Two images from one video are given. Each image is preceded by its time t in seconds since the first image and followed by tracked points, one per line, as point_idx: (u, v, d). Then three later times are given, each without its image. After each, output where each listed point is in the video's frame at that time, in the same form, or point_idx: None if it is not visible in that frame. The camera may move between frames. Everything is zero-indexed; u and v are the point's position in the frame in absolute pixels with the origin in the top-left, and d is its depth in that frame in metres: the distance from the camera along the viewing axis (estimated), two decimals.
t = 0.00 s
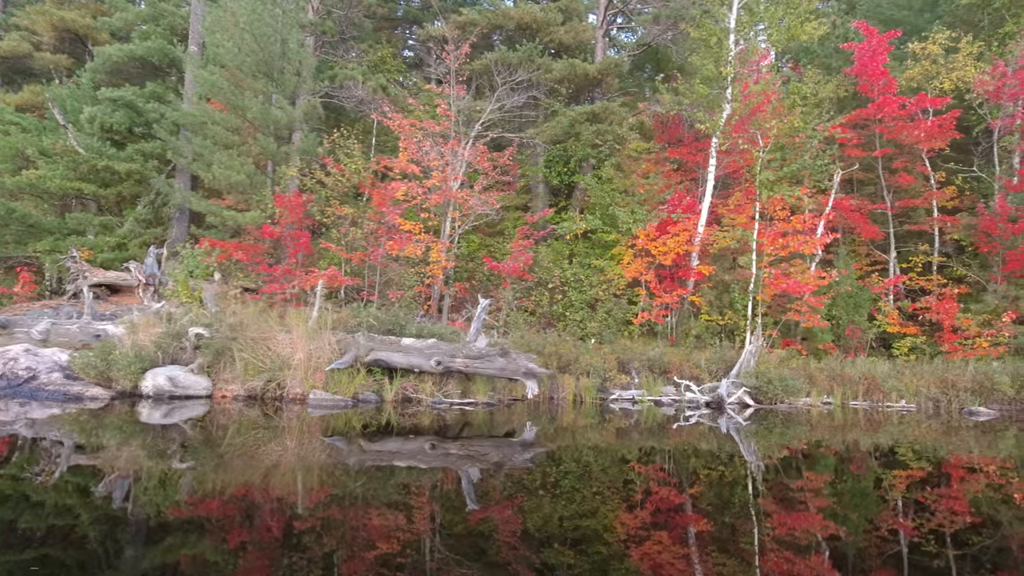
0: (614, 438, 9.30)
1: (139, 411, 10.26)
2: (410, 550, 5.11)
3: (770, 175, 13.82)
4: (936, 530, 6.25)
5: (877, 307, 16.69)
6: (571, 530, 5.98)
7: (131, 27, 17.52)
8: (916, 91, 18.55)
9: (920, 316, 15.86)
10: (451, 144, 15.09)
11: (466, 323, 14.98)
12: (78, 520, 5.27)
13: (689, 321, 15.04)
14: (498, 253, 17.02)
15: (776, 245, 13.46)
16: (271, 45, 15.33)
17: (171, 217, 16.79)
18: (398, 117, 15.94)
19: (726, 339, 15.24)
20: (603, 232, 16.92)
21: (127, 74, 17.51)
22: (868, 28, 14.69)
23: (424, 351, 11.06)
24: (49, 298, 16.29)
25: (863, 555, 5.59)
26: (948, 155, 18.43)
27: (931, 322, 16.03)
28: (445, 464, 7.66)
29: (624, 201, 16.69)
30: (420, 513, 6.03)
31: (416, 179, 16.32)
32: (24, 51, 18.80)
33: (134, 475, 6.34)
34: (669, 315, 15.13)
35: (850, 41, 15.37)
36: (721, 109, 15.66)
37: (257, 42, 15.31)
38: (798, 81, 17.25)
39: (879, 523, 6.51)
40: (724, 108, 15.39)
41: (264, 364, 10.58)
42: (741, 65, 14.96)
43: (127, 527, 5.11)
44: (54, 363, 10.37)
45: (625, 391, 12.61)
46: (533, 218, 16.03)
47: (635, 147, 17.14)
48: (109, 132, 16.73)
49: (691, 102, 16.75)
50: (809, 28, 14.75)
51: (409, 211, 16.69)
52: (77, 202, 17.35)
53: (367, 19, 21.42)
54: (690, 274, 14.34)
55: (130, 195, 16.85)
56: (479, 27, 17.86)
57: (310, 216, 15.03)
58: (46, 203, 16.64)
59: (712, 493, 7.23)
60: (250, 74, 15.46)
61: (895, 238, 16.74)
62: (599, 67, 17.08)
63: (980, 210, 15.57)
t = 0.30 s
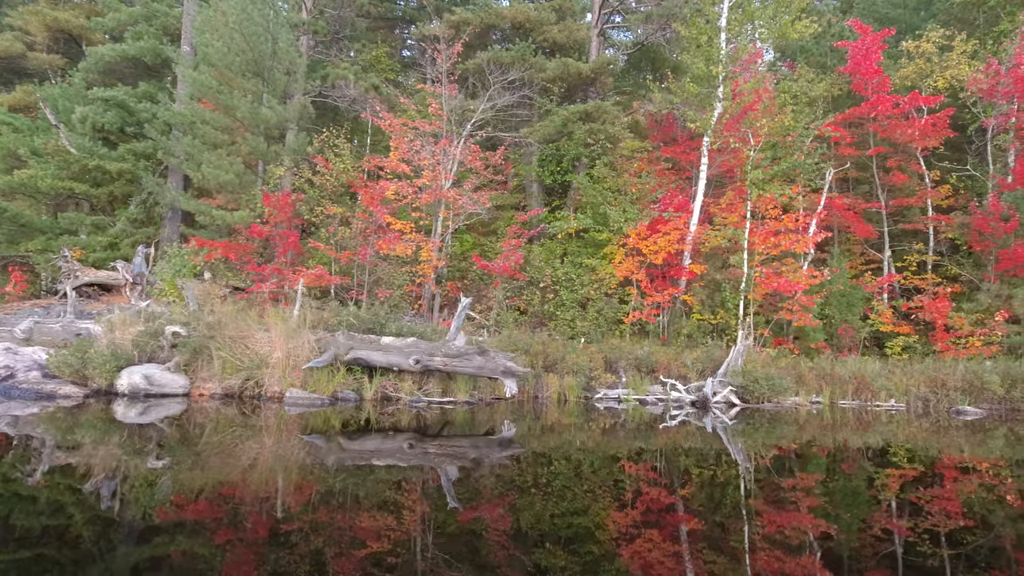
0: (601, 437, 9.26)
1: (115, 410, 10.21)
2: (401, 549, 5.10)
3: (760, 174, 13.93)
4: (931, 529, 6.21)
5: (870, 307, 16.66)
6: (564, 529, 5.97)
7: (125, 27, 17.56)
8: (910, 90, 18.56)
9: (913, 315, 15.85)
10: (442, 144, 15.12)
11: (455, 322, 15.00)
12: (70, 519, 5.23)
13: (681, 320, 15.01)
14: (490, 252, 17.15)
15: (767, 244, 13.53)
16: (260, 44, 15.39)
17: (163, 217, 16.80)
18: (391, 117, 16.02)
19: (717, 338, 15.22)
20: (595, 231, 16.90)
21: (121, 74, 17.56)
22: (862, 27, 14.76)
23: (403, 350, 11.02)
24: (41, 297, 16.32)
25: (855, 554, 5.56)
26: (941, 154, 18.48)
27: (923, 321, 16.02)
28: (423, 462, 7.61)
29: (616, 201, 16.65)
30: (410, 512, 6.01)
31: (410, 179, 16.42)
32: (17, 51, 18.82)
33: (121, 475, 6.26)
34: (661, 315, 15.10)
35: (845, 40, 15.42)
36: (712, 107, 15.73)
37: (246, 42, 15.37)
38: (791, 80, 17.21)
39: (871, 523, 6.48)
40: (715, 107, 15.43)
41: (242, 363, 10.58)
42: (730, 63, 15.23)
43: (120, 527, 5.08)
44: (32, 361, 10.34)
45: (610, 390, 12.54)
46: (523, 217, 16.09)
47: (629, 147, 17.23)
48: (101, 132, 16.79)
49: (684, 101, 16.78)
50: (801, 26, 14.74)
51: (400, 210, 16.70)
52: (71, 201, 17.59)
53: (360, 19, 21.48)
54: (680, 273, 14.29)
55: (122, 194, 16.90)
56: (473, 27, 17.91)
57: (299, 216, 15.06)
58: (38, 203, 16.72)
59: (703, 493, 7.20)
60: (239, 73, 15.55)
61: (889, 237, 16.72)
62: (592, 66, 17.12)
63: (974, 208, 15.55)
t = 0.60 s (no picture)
0: (587, 437, 9.24)
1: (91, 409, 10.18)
2: (392, 549, 5.08)
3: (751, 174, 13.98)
4: (924, 530, 6.18)
5: (862, 306, 16.66)
6: (556, 530, 5.96)
7: (117, 28, 17.61)
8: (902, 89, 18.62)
9: (907, 315, 15.87)
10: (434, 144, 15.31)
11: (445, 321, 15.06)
12: (64, 515, 5.15)
13: (672, 321, 15.00)
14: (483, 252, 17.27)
15: (758, 243, 13.57)
16: (247, 43, 15.44)
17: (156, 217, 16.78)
18: (380, 117, 16.11)
19: (709, 338, 15.22)
20: (586, 231, 16.93)
21: (115, 73, 17.61)
22: (856, 26, 14.97)
23: (382, 349, 10.97)
24: (32, 297, 16.36)
25: (849, 554, 5.53)
26: (934, 154, 18.57)
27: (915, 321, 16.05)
28: (404, 460, 7.54)
29: (608, 200, 16.65)
30: (400, 512, 5.99)
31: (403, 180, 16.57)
32: (10, 52, 18.85)
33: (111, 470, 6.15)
34: (652, 314, 15.14)
35: (839, 40, 15.60)
36: (703, 107, 15.82)
37: (234, 41, 15.41)
38: (783, 78, 17.20)
39: (862, 523, 6.46)
40: (706, 106, 15.52)
41: (220, 360, 10.59)
42: (721, 62, 15.52)
43: (113, 525, 5.00)
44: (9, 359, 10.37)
45: (596, 390, 12.62)
46: (512, 217, 16.17)
47: (623, 147, 17.37)
48: (92, 132, 16.87)
49: (676, 101, 16.87)
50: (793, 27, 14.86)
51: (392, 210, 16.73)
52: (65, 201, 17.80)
53: (353, 19, 21.57)
54: (671, 272, 14.33)
55: (115, 194, 16.96)
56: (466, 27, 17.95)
57: (289, 215, 15.11)
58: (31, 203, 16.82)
59: (694, 493, 7.18)
60: (230, 73, 15.60)
61: (882, 236, 16.71)
62: (586, 66, 17.23)
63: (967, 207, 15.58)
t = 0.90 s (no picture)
0: (573, 437, 9.22)
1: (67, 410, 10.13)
2: (382, 549, 5.06)
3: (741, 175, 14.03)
4: (917, 530, 6.16)
5: (855, 306, 16.67)
6: (546, 530, 5.94)
7: (110, 29, 17.68)
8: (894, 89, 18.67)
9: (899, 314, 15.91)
10: (426, 144, 15.45)
11: (435, 322, 15.11)
12: (53, 518, 4.96)
13: (663, 321, 14.99)
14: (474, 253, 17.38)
15: (749, 243, 13.61)
16: (236, 44, 15.48)
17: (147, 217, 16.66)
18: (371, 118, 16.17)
19: (701, 338, 15.23)
20: (578, 232, 17.01)
21: (107, 74, 17.66)
22: (850, 26, 15.00)
23: (362, 349, 10.98)
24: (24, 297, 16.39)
25: (842, 555, 5.50)
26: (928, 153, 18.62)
27: (907, 320, 16.09)
28: (382, 460, 7.46)
29: (601, 201, 16.70)
30: (390, 512, 5.96)
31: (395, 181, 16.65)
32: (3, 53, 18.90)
33: (98, 471, 5.94)
34: (645, 314, 15.17)
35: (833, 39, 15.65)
36: (695, 107, 15.86)
37: (224, 41, 15.45)
38: (774, 78, 17.25)
39: (853, 523, 6.43)
40: (697, 106, 15.55)
41: (198, 360, 10.54)
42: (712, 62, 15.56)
43: (104, 526, 4.85)
44: None
45: (581, 390, 12.64)
46: (503, 217, 16.22)
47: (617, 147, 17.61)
48: (85, 133, 16.93)
49: (669, 101, 16.91)
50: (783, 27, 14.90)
51: (383, 210, 16.77)
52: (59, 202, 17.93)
53: (347, 19, 21.65)
54: (663, 273, 14.40)
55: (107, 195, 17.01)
56: (459, 27, 17.99)
57: (280, 216, 15.15)
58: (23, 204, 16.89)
59: (684, 494, 7.15)
60: (220, 74, 15.64)
61: (876, 236, 16.73)
62: (579, 66, 17.31)
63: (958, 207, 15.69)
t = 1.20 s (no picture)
0: (559, 436, 9.22)
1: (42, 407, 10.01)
2: (374, 547, 5.02)
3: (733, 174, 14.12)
4: (911, 530, 6.12)
5: (847, 306, 16.70)
6: (538, 530, 5.91)
7: (104, 30, 17.76)
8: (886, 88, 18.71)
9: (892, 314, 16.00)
10: (418, 144, 15.54)
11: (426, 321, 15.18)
12: (44, 517, 4.84)
13: (655, 321, 15.03)
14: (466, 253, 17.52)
15: (740, 243, 13.67)
16: (226, 44, 15.55)
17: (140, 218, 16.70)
18: (363, 118, 16.22)
19: (692, 338, 15.25)
20: (570, 231, 17.15)
21: (100, 75, 17.74)
22: (843, 25, 15.03)
23: (342, 348, 10.97)
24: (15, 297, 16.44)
25: (837, 556, 5.43)
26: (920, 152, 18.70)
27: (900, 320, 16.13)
28: (364, 458, 7.38)
29: (594, 200, 16.76)
30: (380, 510, 5.94)
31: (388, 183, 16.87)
32: None
33: (85, 470, 5.81)
34: (636, 313, 15.26)
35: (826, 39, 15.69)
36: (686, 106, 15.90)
37: (214, 42, 15.52)
38: (766, 78, 17.32)
39: (844, 523, 6.39)
40: (689, 105, 15.60)
41: (177, 359, 10.47)
42: (703, 62, 15.60)
43: (95, 525, 4.72)
44: None
45: (566, 390, 12.69)
46: (494, 217, 16.28)
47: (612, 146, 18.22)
48: (77, 133, 17.00)
49: (661, 101, 16.95)
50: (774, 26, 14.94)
51: (375, 210, 16.83)
52: (53, 200, 18.18)
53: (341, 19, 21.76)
54: (656, 272, 14.60)
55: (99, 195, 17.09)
56: (451, 27, 18.18)
57: (271, 215, 15.19)
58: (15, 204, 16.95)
59: (676, 494, 7.12)
60: (211, 74, 15.72)
61: (870, 234, 16.77)
62: (572, 65, 17.33)
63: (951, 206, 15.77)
